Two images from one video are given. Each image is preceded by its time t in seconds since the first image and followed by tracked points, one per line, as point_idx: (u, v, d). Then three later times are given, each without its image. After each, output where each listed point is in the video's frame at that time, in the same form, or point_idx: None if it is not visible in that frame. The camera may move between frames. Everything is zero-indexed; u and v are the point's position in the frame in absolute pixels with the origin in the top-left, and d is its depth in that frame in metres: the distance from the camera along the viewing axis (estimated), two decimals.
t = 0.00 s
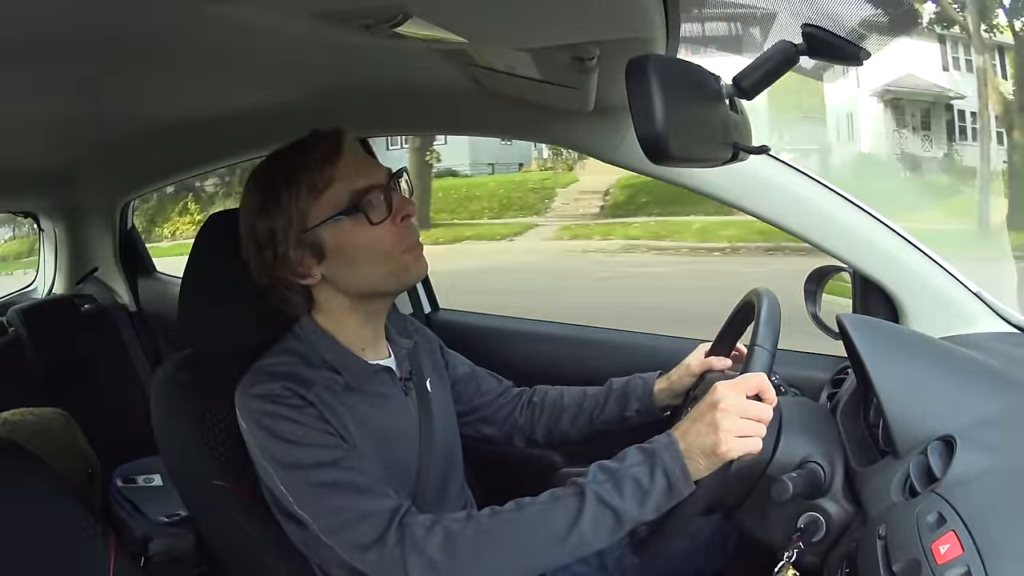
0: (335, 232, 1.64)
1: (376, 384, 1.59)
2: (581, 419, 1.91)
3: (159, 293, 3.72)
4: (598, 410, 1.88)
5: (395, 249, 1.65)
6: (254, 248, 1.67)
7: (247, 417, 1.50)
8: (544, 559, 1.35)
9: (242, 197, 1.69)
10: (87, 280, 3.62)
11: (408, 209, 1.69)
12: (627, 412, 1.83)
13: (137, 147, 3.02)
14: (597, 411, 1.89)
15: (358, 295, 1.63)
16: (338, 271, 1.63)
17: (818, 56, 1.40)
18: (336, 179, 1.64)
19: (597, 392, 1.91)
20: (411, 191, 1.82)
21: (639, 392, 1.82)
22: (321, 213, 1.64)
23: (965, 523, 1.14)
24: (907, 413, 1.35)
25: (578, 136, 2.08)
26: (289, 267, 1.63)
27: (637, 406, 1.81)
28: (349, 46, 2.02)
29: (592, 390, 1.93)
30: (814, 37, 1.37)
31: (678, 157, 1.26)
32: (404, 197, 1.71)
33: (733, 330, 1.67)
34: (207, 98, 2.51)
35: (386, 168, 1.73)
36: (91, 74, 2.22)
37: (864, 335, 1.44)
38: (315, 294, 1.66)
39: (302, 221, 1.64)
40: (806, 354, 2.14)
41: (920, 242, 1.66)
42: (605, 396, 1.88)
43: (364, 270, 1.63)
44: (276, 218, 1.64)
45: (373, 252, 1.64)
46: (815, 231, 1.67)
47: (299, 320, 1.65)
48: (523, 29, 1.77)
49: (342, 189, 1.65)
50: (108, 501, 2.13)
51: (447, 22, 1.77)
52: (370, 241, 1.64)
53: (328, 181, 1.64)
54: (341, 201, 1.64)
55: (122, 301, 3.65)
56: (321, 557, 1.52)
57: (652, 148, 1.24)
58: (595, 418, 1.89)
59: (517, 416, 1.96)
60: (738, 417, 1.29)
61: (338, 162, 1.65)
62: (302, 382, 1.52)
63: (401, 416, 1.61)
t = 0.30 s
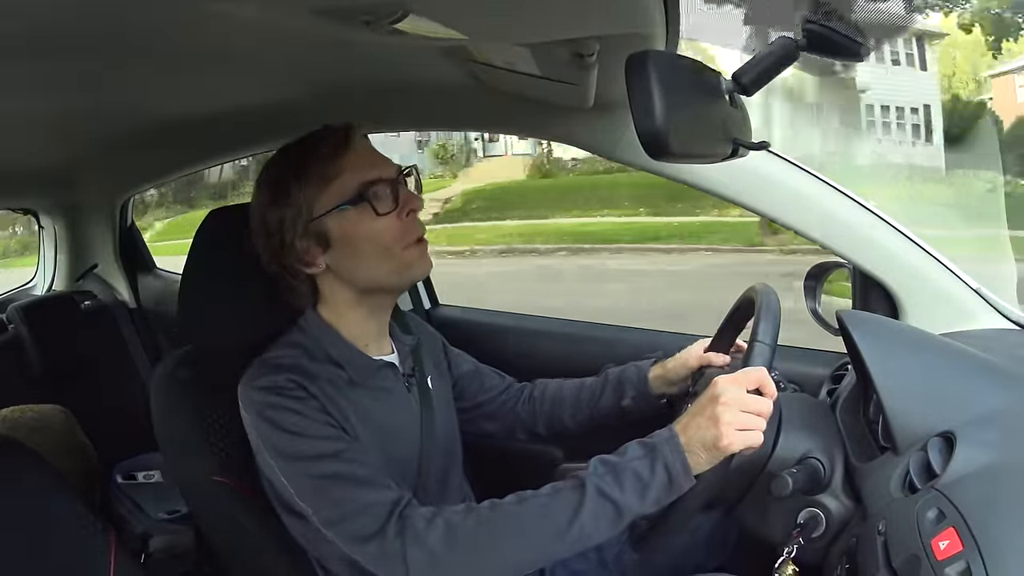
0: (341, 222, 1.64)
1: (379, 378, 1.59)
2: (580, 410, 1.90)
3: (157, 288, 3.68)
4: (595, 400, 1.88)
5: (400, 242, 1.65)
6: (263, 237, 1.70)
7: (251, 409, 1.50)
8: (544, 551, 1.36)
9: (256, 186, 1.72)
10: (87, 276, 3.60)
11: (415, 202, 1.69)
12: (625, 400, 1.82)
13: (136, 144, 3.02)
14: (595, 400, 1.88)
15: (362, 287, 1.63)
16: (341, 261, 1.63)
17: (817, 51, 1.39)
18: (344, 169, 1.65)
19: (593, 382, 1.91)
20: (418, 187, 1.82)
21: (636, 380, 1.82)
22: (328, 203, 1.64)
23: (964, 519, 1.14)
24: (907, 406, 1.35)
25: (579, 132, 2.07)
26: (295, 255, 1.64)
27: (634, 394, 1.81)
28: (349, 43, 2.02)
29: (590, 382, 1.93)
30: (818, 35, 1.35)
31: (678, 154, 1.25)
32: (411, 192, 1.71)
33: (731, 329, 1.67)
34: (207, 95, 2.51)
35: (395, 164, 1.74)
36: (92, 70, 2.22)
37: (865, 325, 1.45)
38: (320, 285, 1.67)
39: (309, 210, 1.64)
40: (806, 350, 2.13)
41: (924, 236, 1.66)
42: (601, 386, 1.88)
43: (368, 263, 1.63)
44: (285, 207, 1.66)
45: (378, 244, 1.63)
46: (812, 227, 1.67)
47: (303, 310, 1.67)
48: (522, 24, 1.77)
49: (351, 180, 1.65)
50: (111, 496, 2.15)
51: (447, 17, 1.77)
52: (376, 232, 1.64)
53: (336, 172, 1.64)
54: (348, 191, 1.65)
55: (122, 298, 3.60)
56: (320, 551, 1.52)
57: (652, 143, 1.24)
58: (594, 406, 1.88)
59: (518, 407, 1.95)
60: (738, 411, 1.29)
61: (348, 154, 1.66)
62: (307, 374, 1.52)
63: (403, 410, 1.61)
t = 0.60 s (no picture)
0: (342, 225, 1.63)
1: (377, 383, 1.59)
2: (572, 408, 1.93)
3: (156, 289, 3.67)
4: (585, 393, 1.91)
5: (400, 249, 1.64)
6: (262, 235, 1.69)
7: (248, 414, 1.50)
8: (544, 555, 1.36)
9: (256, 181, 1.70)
10: (87, 277, 3.59)
11: (417, 210, 1.68)
12: (614, 391, 1.87)
13: (137, 145, 3.03)
14: (584, 393, 1.91)
15: (360, 291, 1.63)
16: (340, 264, 1.63)
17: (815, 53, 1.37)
18: (348, 173, 1.64)
19: (581, 377, 1.94)
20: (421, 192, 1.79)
21: (621, 369, 1.86)
22: (330, 206, 1.63)
23: (964, 522, 1.14)
24: (906, 410, 1.35)
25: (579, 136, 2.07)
26: (294, 254, 1.64)
27: (620, 384, 1.85)
28: (350, 45, 2.02)
29: (578, 378, 1.95)
30: (818, 38, 1.34)
31: (678, 156, 1.26)
32: (413, 199, 1.70)
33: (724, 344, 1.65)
34: (207, 97, 2.51)
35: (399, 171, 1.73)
36: (93, 72, 2.22)
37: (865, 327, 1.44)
38: (316, 286, 1.67)
39: (310, 211, 1.63)
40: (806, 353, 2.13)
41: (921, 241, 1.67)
42: (588, 378, 1.91)
43: (368, 268, 1.62)
44: (287, 207, 1.65)
45: (378, 250, 1.63)
46: (813, 228, 1.67)
47: (300, 312, 1.67)
48: (522, 27, 1.77)
49: (354, 184, 1.64)
50: (111, 497, 2.15)
51: (447, 19, 1.77)
52: (377, 237, 1.63)
53: (341, 173, 1.63)
54: (351, 193, 1.64)
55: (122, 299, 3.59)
56: (320, 555, 1.52)
57: (652, 146, 1.24)
58: (585, 400, 1.91)
59: (515, 409, 1.96)
60: (739, 408, 1.28)
61: (352, 156, 1.65)
62: (303, 380, 1.52)
63: (400, 414, 1.61)
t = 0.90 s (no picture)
0: (345, 237, 1.62)
1: (377, 387, 1.59)
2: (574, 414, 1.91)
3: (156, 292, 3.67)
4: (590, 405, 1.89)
5: (402, 262, 1.62)
6: (263, 240, 1.69)
7: (248, 418, 1.50)
8: (545, 559, 1.35)
9: (260, 186, 1.70)
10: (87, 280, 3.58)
11: (422, 223, 1.67)
12: (619, 407, 1.84)
13: (137, 147, 3.03)
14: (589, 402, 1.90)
15: (362, 301, 1.63)
16: (342, 274, 1.63)
17: (815, 56, 1.42)
18: (353, 185, 1.63)
19: (589, 391, 1.91)
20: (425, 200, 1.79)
21: (631, 384, 1.83)
22: (334, 217, 1.63)
23: (965, 525, 1.14)
24: (906, 413, 1.36)
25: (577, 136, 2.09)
26: (295, 263, 1.64)
27: (628, 399, 1.82)
28: (350, 47, 2.02)
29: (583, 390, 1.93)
30: (816, 39, 1.39)
31: (677, 158, 1.26)
32: (418, 211, 1.69)
33: (726, 344, 1.69)
34: (208, 100, 2.51)
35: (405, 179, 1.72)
36: (94, 74, 2.22)
37: (870, 334, 1.44)
38: (319, 293, 1.67)
39: (314, 221, 1.63)
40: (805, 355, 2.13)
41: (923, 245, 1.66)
42: (596, 390, 1.89)
43: (369, 279, 1.62)
44: (291, 215, 1.65)
45: (380, 262, 1.62)
46: (808, 228, 1.68)
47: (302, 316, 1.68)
48: (523, 29, 1.77)
49: (360, 197, 1.63)
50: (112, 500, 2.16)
51: (447, 21, 1.77)
52: (381, 250, 1.62)
53: (347, 183, 1.62)
54: (357, 206, 1.63)
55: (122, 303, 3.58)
56: (321, 558, 1.52)
57: (652, 147, 1.24)
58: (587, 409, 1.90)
59: (515, 414, 1.95)
60: (739, 411, 1.28)
61: (360, 164, 1.64)
62: (304, 383, 1.52)
63: (401, 417, 1.61)
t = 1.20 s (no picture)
0: (342, 235, 1.62)
1: (374, 387, 1.59)
2: (571, 400, 1.92)
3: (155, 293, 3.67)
4: (582, 388, 1.91)
5: (400, 261, 1.62)
6: (262, 237, 1.70)
7: (247, 419, 1.50)
8: (545, 559, 1.35)
9: (261, 182, 1.70)
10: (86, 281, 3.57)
11: (420, 223, 1.67)
12: (612, 384, 1.86)
13: (136, 148, 3.03)
14: (583, 386, 1.91)
15: (361, 301, 1.63)
16: (340, 272, 1.62)
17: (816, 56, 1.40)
18: (351, 184, 1.63)
19: (579, 372, 1.94)
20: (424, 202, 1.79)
21: (619, 362, 1.85)
22: (332, 215, 1.63)
23: (965, 524, 1.14)
24: (906, 413, 1.35)
25: (577, 136, 2.05)
26: (293, 260, 1.64)
27: (619, 379, 1.84)
28: (350, 47, 2.02)
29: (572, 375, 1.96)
30: (813, 38, 1.36)
31: (677, 157, 1.26)
32: (417, 212, 1.69)
33: (723, 344, 1.67)
34: (207, 99, 2.51)
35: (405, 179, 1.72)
36: (93, 75, 2.22)
37: (868, 332, 1.44)
38: (314, 291, 1.67)
39: (312, 219, 1.63)
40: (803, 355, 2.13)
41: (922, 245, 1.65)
42: (586, 373, 1.91)
43: (366, 277, 1.62)
44: (289, 213, 1.65)
45: (377, 260, 1.61)
46: (810, 229, 1.67)
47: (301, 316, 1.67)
48: (522, 28, 1.77)
49: (358, 196, 1.63)
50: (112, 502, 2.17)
51: (446, 21, 1.77)
52: (379, 249, 1.62)
53: (345, 182, 1.62)
54: (355, 205, 1.63)
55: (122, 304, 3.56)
56: (320, 559, 1.53)
57: (652, 147, 1.24)
58: (582, 394, 1.91)
59: (515, 408, 1.96)
60: (739, 411, 1.28)
61: (359, 164, 1.64)
62: (302, 384, 1.52)
63: (398, 417, 1.61)
